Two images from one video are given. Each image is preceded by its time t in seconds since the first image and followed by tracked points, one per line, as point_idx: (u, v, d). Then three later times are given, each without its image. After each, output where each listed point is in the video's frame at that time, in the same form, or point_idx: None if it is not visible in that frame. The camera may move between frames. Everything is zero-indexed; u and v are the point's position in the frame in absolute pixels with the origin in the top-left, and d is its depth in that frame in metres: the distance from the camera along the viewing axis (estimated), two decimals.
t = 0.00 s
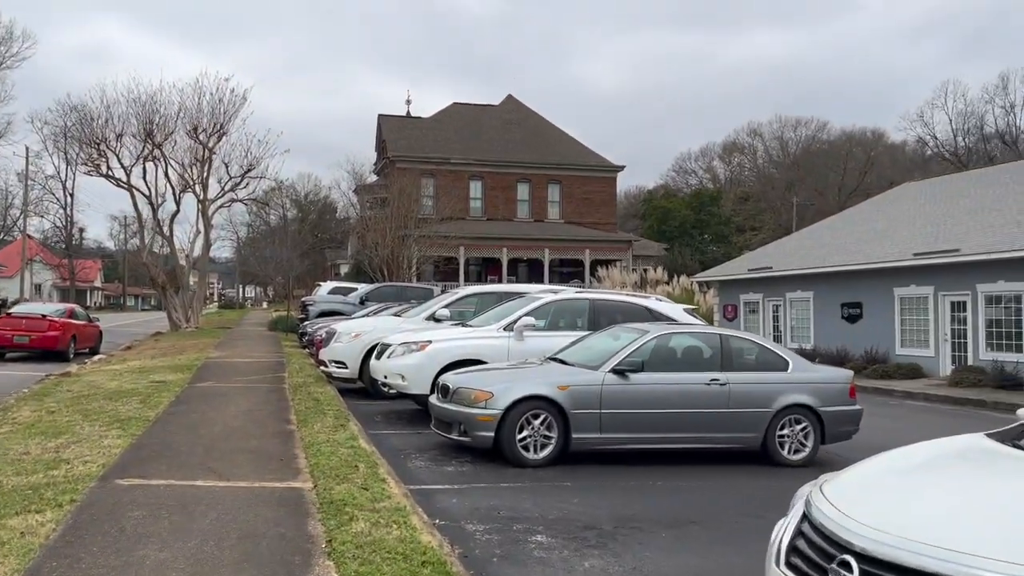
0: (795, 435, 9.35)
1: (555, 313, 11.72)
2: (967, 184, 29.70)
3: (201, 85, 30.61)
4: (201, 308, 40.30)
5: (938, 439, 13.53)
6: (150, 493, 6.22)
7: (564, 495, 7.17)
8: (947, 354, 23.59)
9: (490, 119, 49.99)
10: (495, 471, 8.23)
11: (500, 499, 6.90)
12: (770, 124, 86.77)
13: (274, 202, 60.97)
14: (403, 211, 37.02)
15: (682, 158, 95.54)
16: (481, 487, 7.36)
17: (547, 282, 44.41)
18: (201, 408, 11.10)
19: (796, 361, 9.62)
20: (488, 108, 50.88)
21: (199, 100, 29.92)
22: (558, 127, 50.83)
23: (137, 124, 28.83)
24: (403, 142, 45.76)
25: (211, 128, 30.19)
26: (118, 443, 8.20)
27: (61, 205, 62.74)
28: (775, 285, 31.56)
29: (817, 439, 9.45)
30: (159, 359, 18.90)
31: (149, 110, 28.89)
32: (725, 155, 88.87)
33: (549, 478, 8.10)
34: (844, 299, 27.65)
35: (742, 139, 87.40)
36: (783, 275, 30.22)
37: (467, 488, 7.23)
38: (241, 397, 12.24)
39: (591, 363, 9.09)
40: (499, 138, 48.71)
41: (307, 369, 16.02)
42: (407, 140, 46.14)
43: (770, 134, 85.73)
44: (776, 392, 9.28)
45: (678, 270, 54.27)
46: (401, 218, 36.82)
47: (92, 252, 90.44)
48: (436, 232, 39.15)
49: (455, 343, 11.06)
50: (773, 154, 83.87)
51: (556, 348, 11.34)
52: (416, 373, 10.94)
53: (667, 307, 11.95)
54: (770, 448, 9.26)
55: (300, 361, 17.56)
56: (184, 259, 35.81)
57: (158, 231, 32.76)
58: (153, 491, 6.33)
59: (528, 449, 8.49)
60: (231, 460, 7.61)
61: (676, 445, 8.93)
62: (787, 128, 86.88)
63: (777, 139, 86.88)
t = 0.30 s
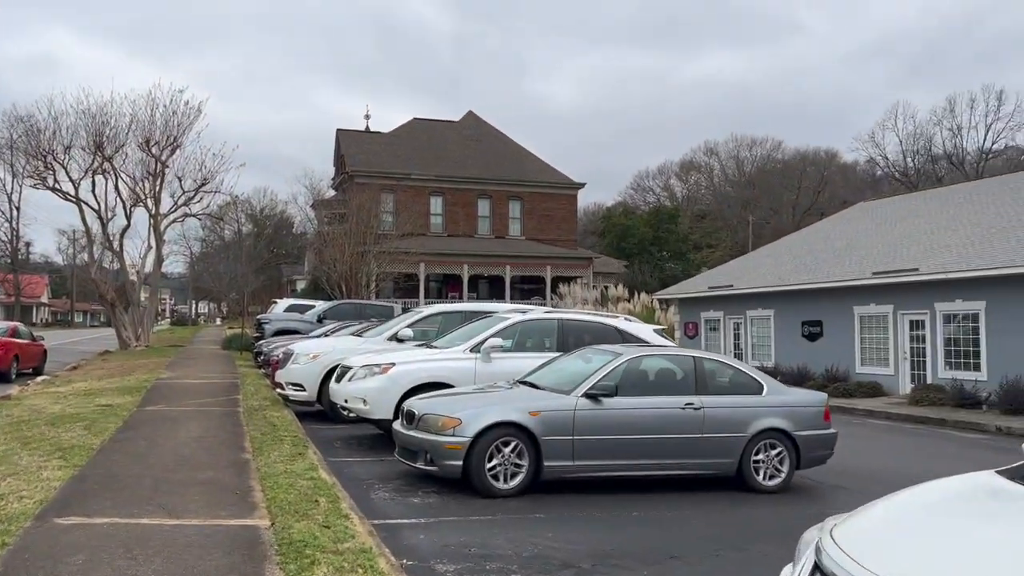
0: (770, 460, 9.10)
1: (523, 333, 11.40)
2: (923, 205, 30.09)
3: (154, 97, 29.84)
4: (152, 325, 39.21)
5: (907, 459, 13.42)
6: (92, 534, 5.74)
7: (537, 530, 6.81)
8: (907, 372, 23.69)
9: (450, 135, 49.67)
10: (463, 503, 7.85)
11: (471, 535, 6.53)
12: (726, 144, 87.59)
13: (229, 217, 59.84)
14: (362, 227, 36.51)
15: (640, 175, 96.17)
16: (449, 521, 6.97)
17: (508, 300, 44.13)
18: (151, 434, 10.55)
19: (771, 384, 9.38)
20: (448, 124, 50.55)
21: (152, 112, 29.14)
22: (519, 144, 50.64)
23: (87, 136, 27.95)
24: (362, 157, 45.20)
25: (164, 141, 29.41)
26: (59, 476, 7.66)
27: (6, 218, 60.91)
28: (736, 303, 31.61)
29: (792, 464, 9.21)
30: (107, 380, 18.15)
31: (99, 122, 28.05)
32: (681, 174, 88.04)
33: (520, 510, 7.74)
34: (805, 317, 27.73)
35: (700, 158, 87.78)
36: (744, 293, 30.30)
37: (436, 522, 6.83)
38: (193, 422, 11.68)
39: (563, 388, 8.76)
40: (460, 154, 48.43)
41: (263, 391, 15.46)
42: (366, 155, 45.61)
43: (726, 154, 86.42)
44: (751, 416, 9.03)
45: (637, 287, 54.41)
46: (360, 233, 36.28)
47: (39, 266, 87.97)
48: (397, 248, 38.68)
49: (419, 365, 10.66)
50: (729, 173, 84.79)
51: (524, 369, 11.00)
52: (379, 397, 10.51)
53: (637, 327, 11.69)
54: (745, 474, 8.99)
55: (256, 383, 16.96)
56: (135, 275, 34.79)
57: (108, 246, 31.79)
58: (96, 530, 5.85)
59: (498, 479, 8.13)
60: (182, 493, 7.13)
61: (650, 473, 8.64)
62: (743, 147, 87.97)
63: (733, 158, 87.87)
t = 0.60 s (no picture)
0: (758, 474, 8.86)
1: (501, 346, 11.10)
2: (890, 219, 30.35)
3: (116, 104, 29.17)
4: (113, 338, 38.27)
5: (886, 472, 13.29)
6: (49, 560, 5.31)
7: (524, 551, 6.49)
8: (877, 386, 23.64)
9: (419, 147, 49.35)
10: (444, 523, 7.51)
11: (456, 557, 6.19)
12: (691, 159, 88.21)
13: (192, 229, 58.83)
14: (330, 239, 36.07)
15: (606, 190, 96.53)
16: (432, 542, 6.62)
17: (477, 312, 43.85)
18: (111, 451, 10.08)
19: (758, 396, 9.15)
20: (416, 136, 50.21)
21: (114, 120, 28.46)
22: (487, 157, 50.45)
23: (46, 144, 27.18)
24: (329, 168, 44.68)
25: (126, 150, 28.72)
26: (13, 497, 7.19)
27: None
28: (706, 316, 31.61)
29: (780, 479, 8.98)
30: (65, 395, 17.52)
31: (59, 129, 27.31)
32: (647, 189, 88.15)
33: (504, 530, 7.41)
34: (776, 329, 27.72)
35: (665, 173, 87.98)
36: (714, 306, 30.31)
37: (417, 543, 6.49)
38: (157, 438, 11.20)
39: (547, 402, 8.48)
40: (429, 166, 48.12)
41: (229, 405, 14.97)
42: (333, 166, 45.11)
43: (691, 169, 86.96)
44: (739, 429, 8.79)
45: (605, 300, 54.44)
46: (327, 244, 35.82)
47: None
48: (365, 260, 38.24)
49: (395, 378, 10.31)
50: (694, 188, 85.41)
51: (503, 382, 10.69)
52: (352, 411, 10.12)
53: (618, 338, 11.45)
54: (732, 489, 8.74)
55: (221, 397, 16.47)
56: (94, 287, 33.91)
57: (66, 257, 30.94)
58: (52, 556, 5.42)
59: (481, 496, 7.82)
60: (147, 516, 6.70)
61: (637, 488, 8.36)
62: (707, 162, 88.71)
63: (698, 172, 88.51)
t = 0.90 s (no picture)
0: (757, 495, 8.55)
1: (487, 361, 10.76)
2: (869, 232, 30.41)
3: (86, 112, 28.52)
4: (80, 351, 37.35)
5: (877, 488, 13.09)
6: None
7: None
8: (860, 399, 23.52)
9: (395, 158, 48.95)
10: (434, 550, 7.13)
11: None
12: (666, 171, 88.43)
13: (163, 239, 57.90)
14: (305, 249, 35.60)
15: (582, 201, 96.48)
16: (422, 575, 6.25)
17: (455, 324, 43.48)
18: (78, 474, 9.58)
19: (755, 414, 8.86)
20: (393, 147, 49.81)
21: (84, 127, 27.78)
22: (464, 168, 50.14)
23: (13, 151, 26.45)
24: (305, 179, 44.12)
25: (97, 158, 28.04)
26: None
27: None
28: (686, 328, 31.45)
29: (779, 500, 8.68)
30: (30, 411, 16.89)
31: (26, 136, 26.59)
32: (623, 201, 88.14)
33: (497, 557, 7.04)
34: (757, 342, 27.57)
35: (641, 186, 87.97)
36: (694, 318, 30.16)
37: None
38: (127, 459, 10.70)
39: (540, 421, 8.14)
40: (405, 177, 47.72)
41: (203, 423, 14.47)
42: (309, 176, 44.55)
43: (666, 181, 87.17)
44: (737, 449, 8.48)
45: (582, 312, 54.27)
46: (302, 255, 35.35)
47: None
48: (341, 272, 37.73)
49: (378, 395, 9.92)
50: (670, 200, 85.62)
51: (491, 399, 10.33)
52: (334, 430, 9.70)
53: (606, 354, 11.16)
54: (730, 510, 8.41)
55: (194, 413, 15.93)
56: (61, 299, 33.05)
57: (33, 268, 30.13)
58: None
59: (471, 522, 7.46)
60: (116, 547, 6.26)
61: (632, 512, 8.03)
62: (683, 174, 89.04)
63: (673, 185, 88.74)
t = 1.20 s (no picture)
0: (766, 506, 8.27)
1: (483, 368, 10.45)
2: (859, 239, 30.31)
3: (68, 115, 28.03)
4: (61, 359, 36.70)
5: (878, 496, 12.84)
6: None
7: None
8: (853, 407, 23.32)
9: (382, 164, 48.61)
10: (433, 566, 6.80)
11: None
12: (652, 180, 88.44)
13: (146, 246, 57.22)
14: (291, 255, 35.21)
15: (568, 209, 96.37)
16: None
17: (442, 332, 43.17)
18: (57, 486, 9.19)
19: (762, 422, 8.59)
20: (379, 154, 49.47)
21: (66, 131, 27.29)
22: (451, 175, 49.84)
23: None
24: (291, 185, 43.68)
25: (79, 162, 27.55)
26: None
27: None
28: (676, 335, 31.24)
29: (788, 511, 8.40)
30: (9, 420, 16.42)
31: (7, 140, 26.09)
32: (608, 209, 88.02)
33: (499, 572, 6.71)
34: (748, 349, 27.37)
35: (626, 194, 87.95)
36: (685, 325, 29.95)
37: None
38: (109, 470, 10.31)
39: (543, 430, 7.83)
40: (392, 183, 47.37)
41: (188, 432, 14.07)
42: (295, 183, 44.12)
43: (652, 189, 87.13)
44: (746, 457, 8.20)
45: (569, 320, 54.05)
46: (289, 262, 34.98)
47: None
48: (327, 278, 37.33)
49: (372, 403, 9.59)
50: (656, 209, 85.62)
51: (489, 407, 10.02)
52: (326, 440, 9.35)
53: (605, 360, 10.87)
54: (738, 523, 8.14)
55: (179, 422, 15.51)
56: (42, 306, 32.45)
57: (13, 274, 29.56)
58: None
59: (473, 535, 7.15)
60: (97, 564, 5.90)
61: (639, 524, 7.73)
62: (668, 182, 89.12)
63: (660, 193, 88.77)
